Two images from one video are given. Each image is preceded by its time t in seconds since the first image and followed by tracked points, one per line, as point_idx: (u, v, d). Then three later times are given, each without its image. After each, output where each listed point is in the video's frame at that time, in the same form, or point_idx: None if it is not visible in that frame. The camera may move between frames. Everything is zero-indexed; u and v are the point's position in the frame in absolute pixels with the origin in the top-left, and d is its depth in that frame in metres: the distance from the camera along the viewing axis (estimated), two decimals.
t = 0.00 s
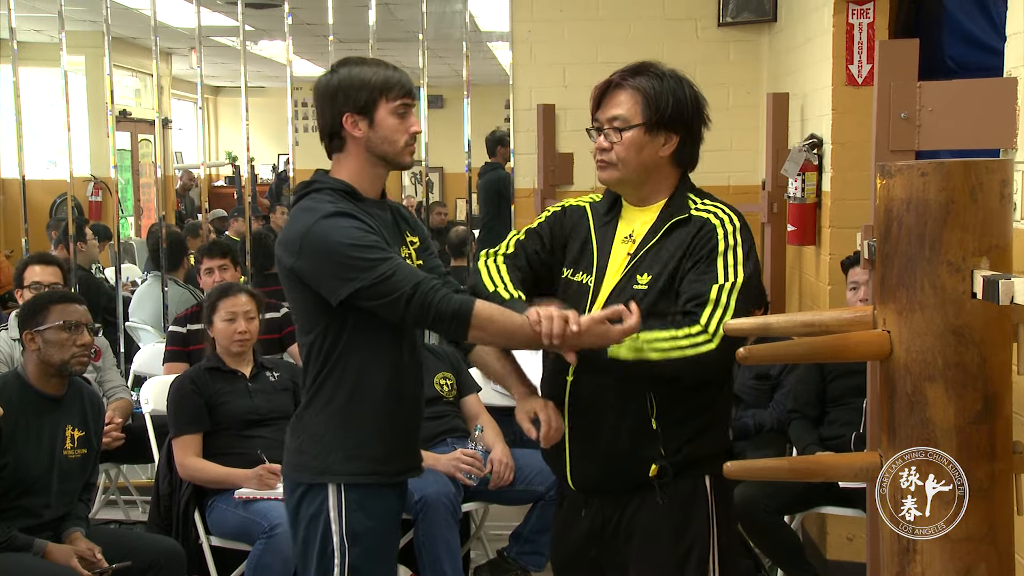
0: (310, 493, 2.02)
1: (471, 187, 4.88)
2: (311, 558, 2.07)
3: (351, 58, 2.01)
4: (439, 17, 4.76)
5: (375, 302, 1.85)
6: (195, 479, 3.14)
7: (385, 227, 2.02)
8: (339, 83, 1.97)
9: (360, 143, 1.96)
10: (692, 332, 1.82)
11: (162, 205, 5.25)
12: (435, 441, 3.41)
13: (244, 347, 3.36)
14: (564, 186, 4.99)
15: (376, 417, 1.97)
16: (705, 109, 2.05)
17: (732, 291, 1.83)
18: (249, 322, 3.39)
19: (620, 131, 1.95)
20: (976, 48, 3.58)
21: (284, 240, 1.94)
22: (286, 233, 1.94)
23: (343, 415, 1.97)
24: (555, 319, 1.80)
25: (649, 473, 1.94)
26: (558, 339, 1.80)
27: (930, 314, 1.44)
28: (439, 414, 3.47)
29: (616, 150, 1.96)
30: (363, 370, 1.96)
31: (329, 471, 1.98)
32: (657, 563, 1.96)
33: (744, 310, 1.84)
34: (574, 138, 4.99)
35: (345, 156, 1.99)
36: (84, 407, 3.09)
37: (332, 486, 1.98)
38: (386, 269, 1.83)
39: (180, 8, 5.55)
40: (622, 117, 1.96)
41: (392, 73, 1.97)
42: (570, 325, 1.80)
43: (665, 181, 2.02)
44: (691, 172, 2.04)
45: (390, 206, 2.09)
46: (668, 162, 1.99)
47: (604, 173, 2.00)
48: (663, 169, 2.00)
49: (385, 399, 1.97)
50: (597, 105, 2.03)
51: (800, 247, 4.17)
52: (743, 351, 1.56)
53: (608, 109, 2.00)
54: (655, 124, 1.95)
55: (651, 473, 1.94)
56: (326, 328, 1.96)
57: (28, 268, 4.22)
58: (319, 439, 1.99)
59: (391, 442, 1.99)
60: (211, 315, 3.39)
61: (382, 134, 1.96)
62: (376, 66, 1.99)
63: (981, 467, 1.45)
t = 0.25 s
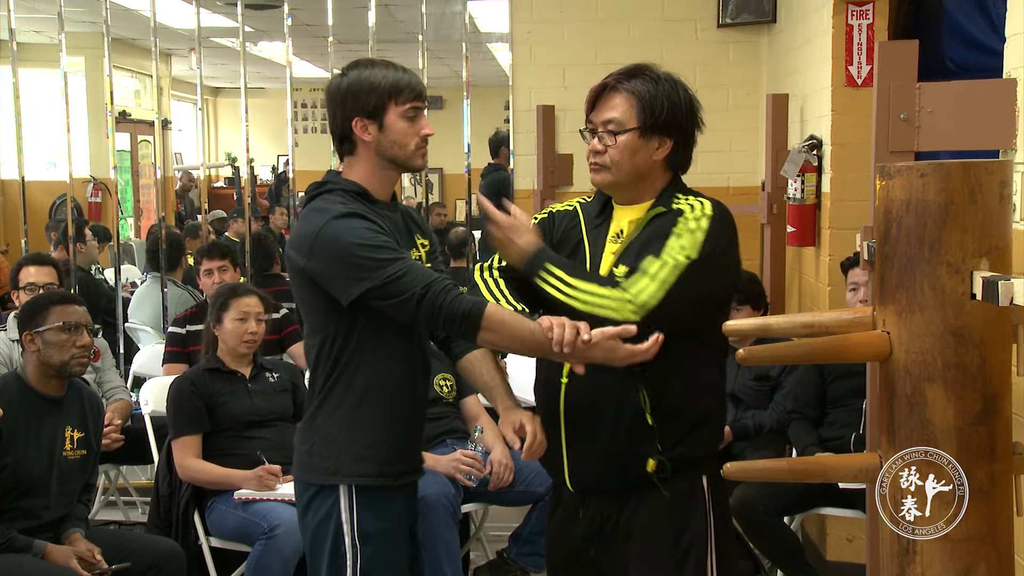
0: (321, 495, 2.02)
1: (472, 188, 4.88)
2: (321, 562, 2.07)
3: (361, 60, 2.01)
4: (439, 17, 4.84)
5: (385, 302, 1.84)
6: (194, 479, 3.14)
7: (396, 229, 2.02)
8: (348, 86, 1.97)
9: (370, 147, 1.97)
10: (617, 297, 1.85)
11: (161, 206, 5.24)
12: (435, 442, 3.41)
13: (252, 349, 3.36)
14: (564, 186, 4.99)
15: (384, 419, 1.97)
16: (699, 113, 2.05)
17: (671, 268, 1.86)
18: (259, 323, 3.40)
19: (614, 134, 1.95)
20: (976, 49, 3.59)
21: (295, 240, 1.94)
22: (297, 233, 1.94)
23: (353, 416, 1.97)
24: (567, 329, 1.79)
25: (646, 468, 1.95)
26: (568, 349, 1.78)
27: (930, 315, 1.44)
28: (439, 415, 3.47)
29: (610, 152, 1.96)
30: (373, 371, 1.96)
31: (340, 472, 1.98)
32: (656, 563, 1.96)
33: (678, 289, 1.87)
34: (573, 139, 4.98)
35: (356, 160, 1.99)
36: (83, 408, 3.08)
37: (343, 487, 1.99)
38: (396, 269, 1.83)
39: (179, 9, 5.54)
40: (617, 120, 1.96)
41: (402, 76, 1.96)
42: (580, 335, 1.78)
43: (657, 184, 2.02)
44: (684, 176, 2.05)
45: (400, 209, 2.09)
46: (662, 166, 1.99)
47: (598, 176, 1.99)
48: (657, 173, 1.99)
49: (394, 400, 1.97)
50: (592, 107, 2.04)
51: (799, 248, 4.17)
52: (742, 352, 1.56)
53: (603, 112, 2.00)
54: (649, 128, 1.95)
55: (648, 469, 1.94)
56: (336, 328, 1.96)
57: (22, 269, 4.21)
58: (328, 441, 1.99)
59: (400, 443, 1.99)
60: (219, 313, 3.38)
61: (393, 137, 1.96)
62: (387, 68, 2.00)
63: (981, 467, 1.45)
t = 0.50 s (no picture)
0: (319, 489, 2.03)
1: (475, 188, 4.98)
2: (316, 556, 2.07)
3: (369, 62, 2.01)
4: (439, 18, 4.85)
5: (376, 301, 1.85)
6: (195, 480, 3.14)
7: (399, 229, 2.02)
8: (358, 90, 1.95)
9: (382, 148, 1.96)
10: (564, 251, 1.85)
11: (162, 207, 5.24)
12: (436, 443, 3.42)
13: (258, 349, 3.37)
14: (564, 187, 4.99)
15: (380, 417, 1.97)
16: (697, 114, 2.05)
17: (629, 231, 1.84)
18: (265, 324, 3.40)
19: (611, 134, 1.95)
20: (976, 50, 3.59)
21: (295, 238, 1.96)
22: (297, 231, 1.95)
23: (349, 414, 1.97)
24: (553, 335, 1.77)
25: (626, 453, 1.95)
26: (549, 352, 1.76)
27: (930, 315, 1.44)
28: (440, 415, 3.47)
29: (607, 152, 1.96)
30: (368, 369, 1.96)
31: (336, 466, 1.99)
32: (652, 562, 1.95)
33: (631, 254, 1.84)
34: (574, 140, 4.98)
35: (366, 162, 1.99)
36: (83, 409, 3.08)
37: (338, 482, 1.99)
38: (386, 269, 1.83)
39: (179, 10, 5.54)
40: (614, 120, 1.96)
41: (410, 77, 1.95)
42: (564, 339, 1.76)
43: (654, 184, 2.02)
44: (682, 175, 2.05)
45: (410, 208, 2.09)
46: (659, 166, 2.00)
47: (595, 176, 2.00)
48: (654, 173, 2.00)
49: (391, 400, 1.97)
50: (591, 106, 2.03)
51: (800, 249, 4.17)
52: (743, 353, 1.56)
53: (600, 111, 1.99)
54: (647, 129, 1.95)
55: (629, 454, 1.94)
56: (334, 326, 1.97)
57: (23, 270, 4.22)
58: (326, 437, 2.00)
59: (397, 441, 1.98)
60: (226, 312, 3.37)
61: (405, 139, 1.94)
62: (393, 69, 1.98)
63: (982, 468, 1.45)
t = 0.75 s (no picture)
0: (317, 490, 2.03)
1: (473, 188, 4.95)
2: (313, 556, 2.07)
3: (365, 63, 2.01)
4: (440, 18, 4.83)
5: (372, 301, 1.84)
6: (195, 479, 3.13)
7: (397, 229, 2.02)
8: (354, 91, 1.96)
9: (377, 149, 1.96)
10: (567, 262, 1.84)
11: (161, 207, 5.23)
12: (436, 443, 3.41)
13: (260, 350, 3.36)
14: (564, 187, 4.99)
15: (377, 417, 1.96)
16: (694, 113, 2.05)
17: (630, 240, 1.83)
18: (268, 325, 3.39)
19: (608, 134, 1.94)
20: (976, 50, 3.59)
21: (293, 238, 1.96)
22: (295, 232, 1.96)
23: (347, 414, 1.97)
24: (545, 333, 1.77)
25: (630, 458, 1.94)
26: (544, 352, 1.76)
27: (930, 316, 1.44)
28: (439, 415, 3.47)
29: (605, 153, 1.95)
30: (365, 370, 1.96)
31: (335, 467, 1.98)
32: (651, 564, 1.95)
33: (633, 262, 1.83)
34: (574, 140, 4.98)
35: (365, 163, 1.99)
36: (83, 409, 3.08)
37: (335, 483, 1.99)
38: (381, 269, 1.82)
39: (179, 10, 5.54)
40: (611, 121, 1.95)
41: (406, 77, 1.95)
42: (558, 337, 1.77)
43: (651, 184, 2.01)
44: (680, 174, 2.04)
45: (409, 208, 2.09)
46: (656, 166, 1.99)
47: (593, 176, 1.99)
48: (652, 173, 1.99)
49: (388, 400, 1.96)
50: (587, 107, 2.03)
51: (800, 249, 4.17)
52: (744, 353, 1.56)
53: (597, 112, 1.99)
54: (644, 128, 1.94)
55: (631, 459, 1.94)
56: (331, 327, 1.97)
57: (28, 273, 4.22)
58: (325, 437, 2.00)
59: (395, 442, 1.98)
60: (230, 311, 3.37)
61: (400, 139, 1.94)
62: (390, 68, 1.98)
63: (982, 469, 1.45)
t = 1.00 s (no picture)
0: (311, 491, 2.03)
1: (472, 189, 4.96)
2: (310, 556, 2.08)
3: (356, 62, 2.01)
4: (440, 18, 4.84)
5: (362, 300, 1.84)
6: (196, 479, 3.13)
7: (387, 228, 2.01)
8: (342, 90, 1.96)
9: (365, 148, 1.97)
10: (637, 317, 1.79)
11: (161, 207, 5.23)
12: (435, 443, 3.41)
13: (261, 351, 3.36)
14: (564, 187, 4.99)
15: (371, 417, 1.96)
16: (690, 113, 2.05)
17: (684, 288, 1.80)
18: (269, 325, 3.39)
19: (603, 134, 1.95)
20: (976, 50, 3.59)
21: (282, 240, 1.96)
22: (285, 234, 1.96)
23: (342, 414, 1.97)
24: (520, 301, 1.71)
25: (627, 471, 1.95)
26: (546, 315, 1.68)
27: (931, 316, 1.44)
28: (440, 416, 3.47)
29: (600, 152, 1.96)
30: (357, 369, 1.95)
31: (329, 467, 1.98)
32: (649, 563, 1.96)
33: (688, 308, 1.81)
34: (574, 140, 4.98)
35: (353, 162, 2.00)
36: (83, 409, 3.08)
37: (329, 484, 1.99)
38: (371, 268, 1.81)
39: (179, 10, 5.53)
40: (606, 120, 1.96)
41: (395, 77, 1.95)
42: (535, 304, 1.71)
43: (649, 184, 2.01)
44: (677, 174, 2.04)
45: (400, 208, 2.08)
46: (653, 166, 1.99)
47: (589, 175, 2.00)
48: (648, 173, 1.99)
49: (382, 399, 1.96)
50: (582, 108, 2.04)
51: (800, 250, 4.16)
52: (743, 353, 1.55)
53: (593, 112, 1.99)
54: (639, 127, 1.94)
55: (629, 471, 1.94)
56: (323, 327, 1.96)
57: (29, 274, 4.22)
58: (321, 437, 2.00)
59: (389, 442, 1.97)
60: (230, 312, 3.36)
61: (388, 139, 1.95)
62: (379, 68, 1.98)
63: (982, 469, 1.45)
